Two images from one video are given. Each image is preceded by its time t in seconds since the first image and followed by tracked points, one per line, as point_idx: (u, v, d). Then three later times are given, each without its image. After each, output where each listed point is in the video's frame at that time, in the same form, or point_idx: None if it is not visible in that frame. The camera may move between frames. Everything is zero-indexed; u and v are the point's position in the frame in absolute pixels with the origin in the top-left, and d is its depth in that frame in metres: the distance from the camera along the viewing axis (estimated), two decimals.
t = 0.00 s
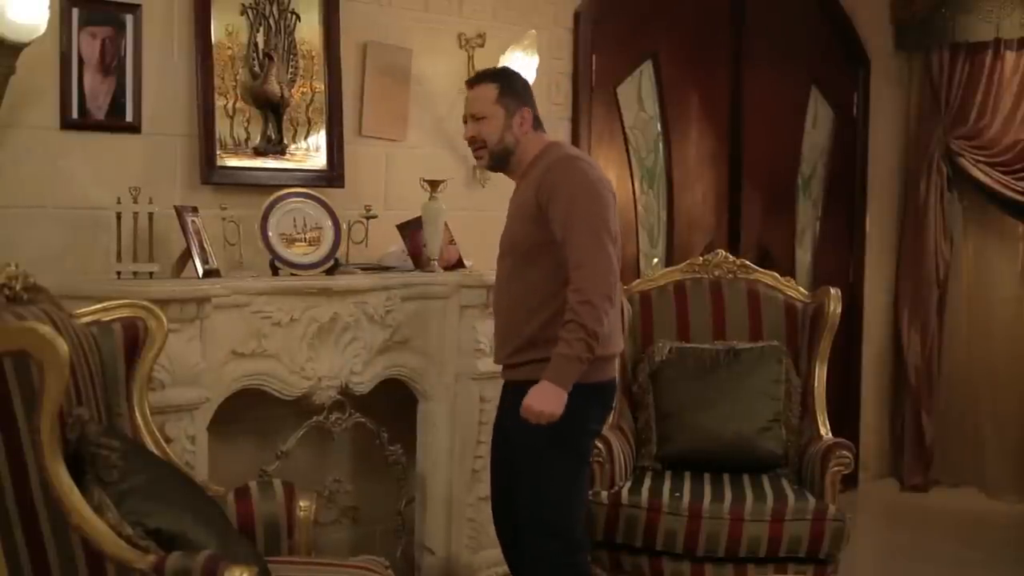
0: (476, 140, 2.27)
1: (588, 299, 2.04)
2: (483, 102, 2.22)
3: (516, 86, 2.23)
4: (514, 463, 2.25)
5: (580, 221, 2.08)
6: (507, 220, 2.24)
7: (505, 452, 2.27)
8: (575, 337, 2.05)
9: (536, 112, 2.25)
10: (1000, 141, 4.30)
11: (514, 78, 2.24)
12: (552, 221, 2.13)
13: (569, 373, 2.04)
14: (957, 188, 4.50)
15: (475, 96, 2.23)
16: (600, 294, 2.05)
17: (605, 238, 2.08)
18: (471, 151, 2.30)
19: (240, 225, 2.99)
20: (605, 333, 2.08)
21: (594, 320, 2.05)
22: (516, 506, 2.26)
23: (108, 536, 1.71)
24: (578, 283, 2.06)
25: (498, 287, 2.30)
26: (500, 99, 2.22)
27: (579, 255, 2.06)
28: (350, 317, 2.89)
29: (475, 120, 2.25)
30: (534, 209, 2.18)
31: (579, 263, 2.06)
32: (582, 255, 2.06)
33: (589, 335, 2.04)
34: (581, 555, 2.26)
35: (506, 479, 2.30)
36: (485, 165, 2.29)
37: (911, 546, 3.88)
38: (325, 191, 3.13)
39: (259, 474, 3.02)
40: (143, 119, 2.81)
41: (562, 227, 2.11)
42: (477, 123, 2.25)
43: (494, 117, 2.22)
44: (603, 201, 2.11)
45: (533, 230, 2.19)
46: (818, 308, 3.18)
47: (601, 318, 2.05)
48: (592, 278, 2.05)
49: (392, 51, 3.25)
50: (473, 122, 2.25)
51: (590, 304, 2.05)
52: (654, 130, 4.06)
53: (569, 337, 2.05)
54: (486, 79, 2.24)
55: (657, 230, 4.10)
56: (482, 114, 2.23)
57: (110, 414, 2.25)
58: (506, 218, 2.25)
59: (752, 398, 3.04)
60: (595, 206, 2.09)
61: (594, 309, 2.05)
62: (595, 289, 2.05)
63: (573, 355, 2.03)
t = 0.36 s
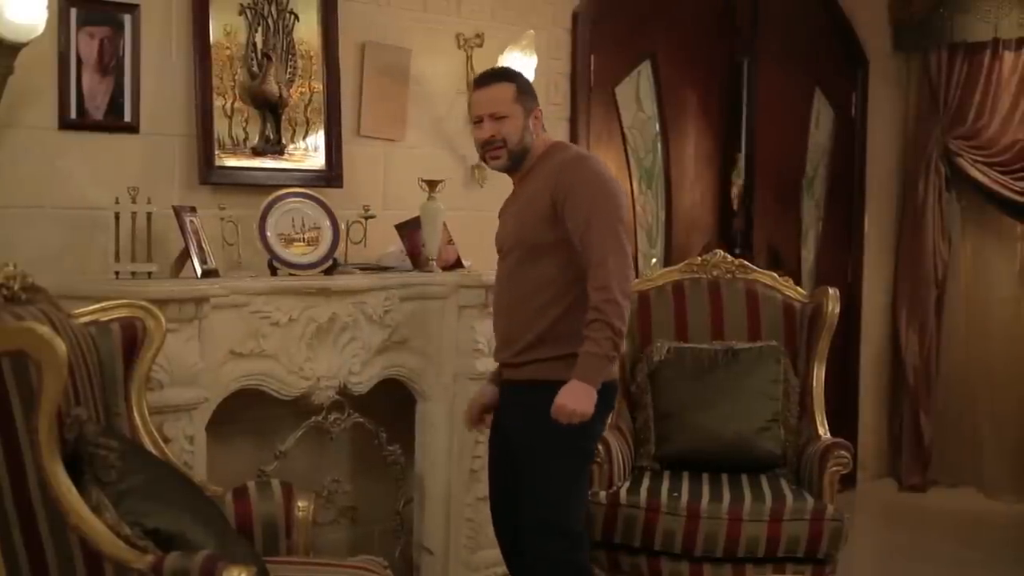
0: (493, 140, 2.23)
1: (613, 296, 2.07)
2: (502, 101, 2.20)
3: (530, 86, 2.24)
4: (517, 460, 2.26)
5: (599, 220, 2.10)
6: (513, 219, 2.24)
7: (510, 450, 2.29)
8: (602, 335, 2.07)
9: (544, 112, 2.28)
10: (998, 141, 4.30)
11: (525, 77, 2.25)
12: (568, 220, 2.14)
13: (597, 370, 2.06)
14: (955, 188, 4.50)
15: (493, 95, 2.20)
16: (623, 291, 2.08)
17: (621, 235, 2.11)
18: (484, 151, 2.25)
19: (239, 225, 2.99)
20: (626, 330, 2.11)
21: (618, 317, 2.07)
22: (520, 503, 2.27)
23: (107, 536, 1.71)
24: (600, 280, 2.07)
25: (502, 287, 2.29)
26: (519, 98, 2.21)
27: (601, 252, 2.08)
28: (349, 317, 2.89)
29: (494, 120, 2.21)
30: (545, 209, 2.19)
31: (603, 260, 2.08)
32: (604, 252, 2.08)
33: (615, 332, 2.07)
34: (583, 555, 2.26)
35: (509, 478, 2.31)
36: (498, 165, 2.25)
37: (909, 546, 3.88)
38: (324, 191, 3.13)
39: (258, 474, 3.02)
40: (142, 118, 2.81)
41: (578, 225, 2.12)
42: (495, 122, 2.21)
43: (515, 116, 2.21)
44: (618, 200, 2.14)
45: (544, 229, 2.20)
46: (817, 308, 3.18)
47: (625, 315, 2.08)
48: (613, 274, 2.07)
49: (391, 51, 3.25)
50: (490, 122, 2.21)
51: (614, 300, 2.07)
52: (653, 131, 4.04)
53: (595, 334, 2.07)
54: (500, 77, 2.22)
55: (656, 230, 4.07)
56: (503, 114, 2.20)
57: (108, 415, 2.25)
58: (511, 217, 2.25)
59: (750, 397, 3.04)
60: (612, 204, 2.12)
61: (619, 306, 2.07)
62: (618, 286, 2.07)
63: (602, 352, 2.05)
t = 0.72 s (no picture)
0: (503, 132, 2.22)
1: (632, 293, 2.07)
2: (515, 93, 2.20)
3: (539, 82, 2.25)
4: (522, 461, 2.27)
5: (614, 216, 2.11)
6: (521, 217, 2.23)
7: (514, 450, 2.30)
8: (621, 332, 2.06)
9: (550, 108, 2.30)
10: (992, 141, 4.33)
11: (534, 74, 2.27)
12: (581, 217, 2.14)
13: (615, 366, 2.04)
14: (949, 188, 4.51)
15: (506, 87, 2.20)
16: (639, 288, 2.09)
17: (634, 232, 2.12)
18: (492, 143, 2.24)
19: (232, 225, 2.99)
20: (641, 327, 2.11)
21: (636, 313, 2.07)
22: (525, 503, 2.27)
23: (100, 536, 1.72)
24: (618, 276, 2.07)
25: (506, 287, 2.28)
26: (530, 92, 2.22)
27: (618, 249, 2.09)
28: (342, 318, 2.89)
29: (506, 112, 2.21)
30: (556, 207, 2.19)
31: (620, 257, 2.08)
32: (621, 249, 2.09)
33: (634, 328, 2.07)
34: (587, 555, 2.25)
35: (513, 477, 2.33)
36: (505, 158, 2.25)
37: (902, 546, 3.89)
38: (317, 191, 3.13)
39: (251, 475, 3.01)
40: (135, 118, 2.81)
41: (591, 222, 2.12)
42: (506, 115, 2.21)
43: (527, 109, 2.22)
44: (630, 198, 2.15)
45: (553, 227, 2.19)
46: (809, 308, 3.19)
47: (643, 311, 2.08)
48: (629, 271, 2.08)
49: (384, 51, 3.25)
50: (502, 113, 2.21)
51: (633, 297, 2.07)
52: (646, 131, 4.03)
53: (615, 331, 2.06)
54: (512, 72, 2.23)
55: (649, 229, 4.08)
56: (515, 106, 2.21)
57: (101, 415, 2.24)
58: (518, 215, 2.24)
59: (743, 397, 3.04)
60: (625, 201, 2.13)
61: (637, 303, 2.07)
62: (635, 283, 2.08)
63: (622, 348, 2.04)
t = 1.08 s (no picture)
0: (485, 136, 2.21)
1: (636, 298, 2.10)
2: (496, 97, 2.19)
3: (519, 84, 2.24)
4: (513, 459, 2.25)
5: (613, 223, 2.13)
6: (514, 223, 2.23)
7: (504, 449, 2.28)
8: (631, 337, 2.09)
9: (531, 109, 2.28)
10: (974, 141, 4.36)
11: (514, 76, 2.25)
12: (578, 223, 2.15)
13: (627, 371, 2.08)
14: (932, 187, 4.53)
15: (487, 91, 2.20)
16: (641, 293, 2.12)
17: (630, 236, 2.16)
18: (474, 148, 2.23)
19: (215, 225, 2.98)
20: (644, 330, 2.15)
21: (640, 317, 2.11)
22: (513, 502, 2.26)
23: (81, 536, 1.73)
24: (621, 281, 2.10)
25: (500, 293, 2.27)
26: (512, 95, 2.21)
27: (620, 255, 2.11)
28: (325, 317, 2.89)
29: (487, 116, 2.20)
30: (550, 213, 2.19)
31: (621, 264, 2.11)
32: (621, 256, 2.12)
33: (642, 333, 2.10)
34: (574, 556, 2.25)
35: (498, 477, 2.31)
36: (488, 162, 2.24)
37: (885, 544, 3.91)
38: (301, 191, 3.13)
39: (234, 475, 3.01)
40: (117, 117, 2.80)
41: (589, 228, 2.14)
42: (488, 119, 2.20)
43: (508, 113, 2.21)
44: (624, 204, 2.18)
45: (548, 233, 2.20)
46: (792, 308, 3.17)
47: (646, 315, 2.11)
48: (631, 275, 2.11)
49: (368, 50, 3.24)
50: (483, 118, 2.20)
51: (636, 302, 2.10)
52: (630, 130, 4.03)
53: (624, 337, 2.09)
54: (493, 75, 2.22)
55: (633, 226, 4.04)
56: (496, 110, 2.20)
57: (83, 415, 2.24)
58: (511, 221, 2.24)
59: (726, 396, 3.05)
60: (621, 209, 2.16)
61: (641, 308, 2.11)
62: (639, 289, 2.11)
63: (632, 353, 2.07)
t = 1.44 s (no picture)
0: (460, 141, 2.23)
1: (608, 298, 2.12)
2: (469, 102, 2.21)
3: (492, 87, 2.25)
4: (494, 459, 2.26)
5: (586, 223, 2.15)
6: (490, 223, 2.24)
7: (484, 448, 2.28)
8: (601, 338, 2.11)
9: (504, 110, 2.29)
10: (947, 141, 4.41)
11: (487, 78, 2.26)
12: (552, 224, 2.17)
13: (598, 372, 2.10)
14: (906, 187, 4.58)
15: (460, 96, 2.21)
16: (613, 292, 2.14)
17: (603, 236, 2.17)
18: (449, 151, 2.25)
19: (191, 225, 2.97)
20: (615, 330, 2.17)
21: (612, 318, 2.12)
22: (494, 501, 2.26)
23: (57, 536, 1.77)
24: (594, 281, 2.12)
25: (476, 292, 2.29)
26: (485, 99, 2.23)
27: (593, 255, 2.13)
28: (302, 317, 2.90)
29: (461, 121, 2.22)
30: (525, 213, 2.21)
31: (594, 264, 2.13)
32: (593, 256, 2.13)
33: (613, 333, 2.12)
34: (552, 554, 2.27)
35: (478, 478, 2.31)
36: (463, 166, 2.26)
37: (859, 542, 3.95)
38: (277, 191, 3.13)
39: (209, 475, 3.00)
40: (93, 117, 2.79)
41: (563, 228, 2.15)
42: (461, 124, 2.22)
43: (481, 117, 2.22)
44: (597, 204, 2.19)
45: (524, 233, 2.21)
46: (768, 306, 3.19)
47: (618, 315, 2.13)
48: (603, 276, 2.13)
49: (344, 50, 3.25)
50: (457, 123, 2.22)
51: (608, 301, 2.12)
52: (606, 130, 4.04)
53: (595, 337, 2.10)
54: (466, 79, 2.23)
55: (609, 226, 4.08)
56: (470, 115, 2.21)
57: (59, 416, 2.25)
58: (487, 223, 2.25)
59: (702, 395, 3.07)
60: (594, 209, 2.17)
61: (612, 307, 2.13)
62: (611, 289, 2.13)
63: (603, 354, 2.09)
